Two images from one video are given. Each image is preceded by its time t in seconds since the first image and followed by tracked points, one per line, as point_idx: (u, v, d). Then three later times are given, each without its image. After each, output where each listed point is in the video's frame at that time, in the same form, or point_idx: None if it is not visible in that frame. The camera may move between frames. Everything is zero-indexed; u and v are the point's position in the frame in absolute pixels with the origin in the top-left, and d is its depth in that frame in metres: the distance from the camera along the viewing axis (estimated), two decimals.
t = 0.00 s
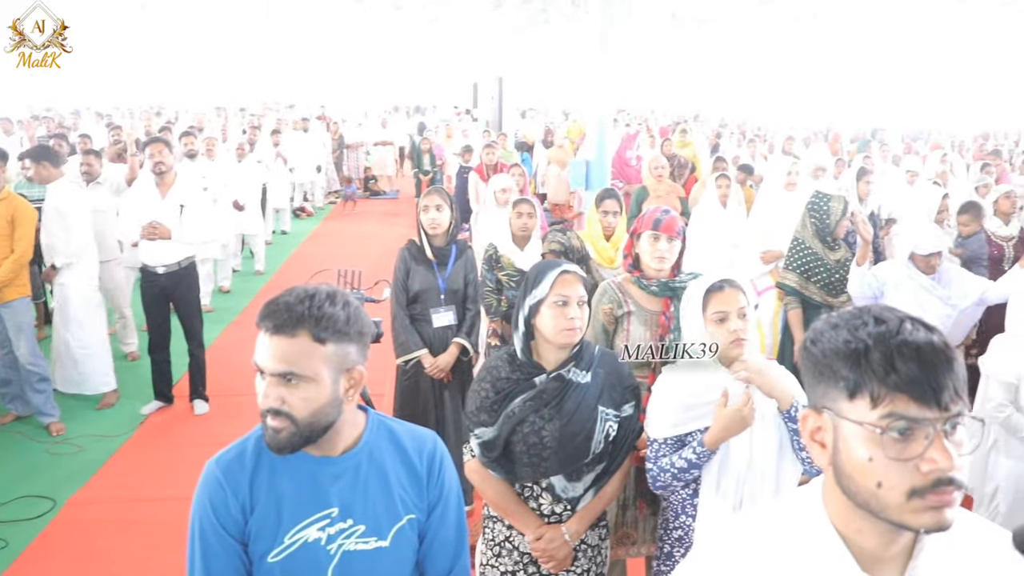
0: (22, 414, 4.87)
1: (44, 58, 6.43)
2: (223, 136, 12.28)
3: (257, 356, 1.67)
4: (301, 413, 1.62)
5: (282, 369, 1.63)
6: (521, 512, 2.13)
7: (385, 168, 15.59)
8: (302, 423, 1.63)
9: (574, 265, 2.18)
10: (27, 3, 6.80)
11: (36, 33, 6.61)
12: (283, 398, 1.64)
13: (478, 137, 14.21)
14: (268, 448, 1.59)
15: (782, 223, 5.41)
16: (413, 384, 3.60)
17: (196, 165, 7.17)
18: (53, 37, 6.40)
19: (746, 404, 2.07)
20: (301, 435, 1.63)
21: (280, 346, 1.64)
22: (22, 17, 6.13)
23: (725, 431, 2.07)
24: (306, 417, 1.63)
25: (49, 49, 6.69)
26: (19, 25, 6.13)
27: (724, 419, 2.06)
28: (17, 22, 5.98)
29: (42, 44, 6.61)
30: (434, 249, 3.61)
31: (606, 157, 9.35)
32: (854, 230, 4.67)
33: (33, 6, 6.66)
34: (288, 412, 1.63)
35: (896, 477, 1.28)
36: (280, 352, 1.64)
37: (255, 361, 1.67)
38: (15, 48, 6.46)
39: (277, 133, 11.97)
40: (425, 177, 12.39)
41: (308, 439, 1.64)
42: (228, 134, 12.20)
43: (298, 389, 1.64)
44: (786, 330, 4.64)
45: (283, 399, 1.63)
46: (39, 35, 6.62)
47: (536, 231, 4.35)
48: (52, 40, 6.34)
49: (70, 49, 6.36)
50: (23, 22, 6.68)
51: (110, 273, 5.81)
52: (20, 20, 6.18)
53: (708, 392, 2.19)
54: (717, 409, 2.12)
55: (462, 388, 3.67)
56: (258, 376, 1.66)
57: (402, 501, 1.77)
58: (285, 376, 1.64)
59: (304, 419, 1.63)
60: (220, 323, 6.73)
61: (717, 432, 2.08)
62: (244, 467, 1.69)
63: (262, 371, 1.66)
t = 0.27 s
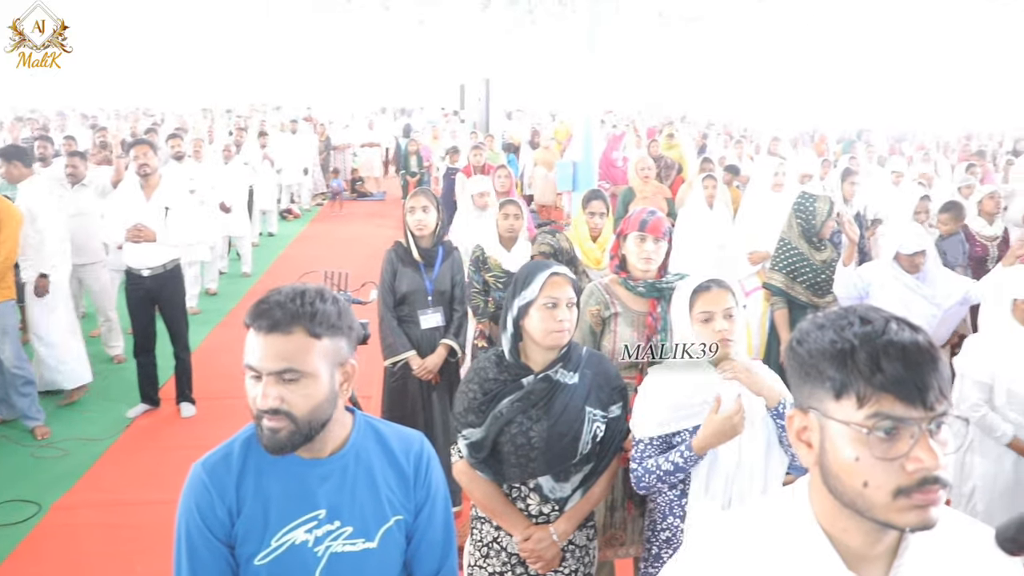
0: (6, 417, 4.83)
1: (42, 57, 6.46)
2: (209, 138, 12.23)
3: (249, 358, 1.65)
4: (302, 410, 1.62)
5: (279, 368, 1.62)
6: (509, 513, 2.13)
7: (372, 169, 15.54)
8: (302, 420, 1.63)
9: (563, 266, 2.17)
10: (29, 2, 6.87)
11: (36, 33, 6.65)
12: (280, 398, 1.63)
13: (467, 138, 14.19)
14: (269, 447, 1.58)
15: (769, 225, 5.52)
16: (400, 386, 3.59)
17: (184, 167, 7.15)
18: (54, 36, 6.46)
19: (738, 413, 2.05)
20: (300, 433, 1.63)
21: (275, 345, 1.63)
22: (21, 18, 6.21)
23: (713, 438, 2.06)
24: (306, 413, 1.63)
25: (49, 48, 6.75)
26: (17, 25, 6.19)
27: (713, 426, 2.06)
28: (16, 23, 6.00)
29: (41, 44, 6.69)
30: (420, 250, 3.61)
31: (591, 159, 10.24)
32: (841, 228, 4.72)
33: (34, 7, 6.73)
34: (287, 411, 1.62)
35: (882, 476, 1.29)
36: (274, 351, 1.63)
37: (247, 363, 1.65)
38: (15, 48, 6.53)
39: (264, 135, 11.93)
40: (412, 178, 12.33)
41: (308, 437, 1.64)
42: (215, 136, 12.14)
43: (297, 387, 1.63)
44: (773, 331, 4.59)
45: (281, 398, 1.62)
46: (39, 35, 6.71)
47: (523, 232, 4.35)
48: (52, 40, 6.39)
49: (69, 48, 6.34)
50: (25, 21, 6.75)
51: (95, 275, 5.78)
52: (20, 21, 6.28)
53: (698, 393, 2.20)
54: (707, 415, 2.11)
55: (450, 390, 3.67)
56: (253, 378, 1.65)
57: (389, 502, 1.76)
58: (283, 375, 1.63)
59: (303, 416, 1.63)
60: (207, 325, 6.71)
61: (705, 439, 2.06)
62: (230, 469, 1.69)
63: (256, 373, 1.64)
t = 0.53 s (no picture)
0: None
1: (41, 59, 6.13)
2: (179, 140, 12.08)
3: (229, 359, 1.64)
4: (288, 409, 1.63)
5: (264, 366, 1.63)
6: (485, 513, 2.13)
7: (344, 170, 15.26)
8: (287, 419, 1.64)
9: (539, 267, 2.18)
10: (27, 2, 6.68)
11: (36, 35, 6.38)
12: (264, 397, 1.63)
13: (441, 138, 14.15)
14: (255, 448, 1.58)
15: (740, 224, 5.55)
16: (373, 389, 3.57)
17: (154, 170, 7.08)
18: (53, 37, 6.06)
19: (723, 420, 2.06)
20: (284, 431, 1.64)
21: (257, 345, 1.63)
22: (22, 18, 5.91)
23: (698, 443, 2.07)
24: (292, 411, 1.64)
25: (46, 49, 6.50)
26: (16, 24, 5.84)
27: (700, 432, 2.06)
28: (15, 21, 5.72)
29: (41, 45, 6.42)
30: (392, 252, 3.60)
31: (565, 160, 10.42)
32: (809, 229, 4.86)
33: (35, 6, 6.52)
34: (273, 409, 1.62)
35: (853, 473, 1.30)
36: (257, 349, 1.63)
37: (228, 365, 1.64)
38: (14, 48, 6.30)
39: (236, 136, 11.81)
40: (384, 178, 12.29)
41: (293, 435, 1.65)
42: (185, 137, 12.00)
43: (282, 385, 1.64)
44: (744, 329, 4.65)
45: (265, 397, 1.63)
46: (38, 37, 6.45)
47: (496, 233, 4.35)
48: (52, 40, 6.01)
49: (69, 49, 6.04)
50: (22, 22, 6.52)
51: (64, 280, 5.69)
52: (20, 21, 5.91)
53: (680, 393, 2.21)
54: (692, 420, 2.12)
55: (424, 391, 3.66)
56: (234, 379, 1.64)
57: (361, 504, 1.76)
58: (268, 373, 1.63)
59: (288, 413, 1.64)
60: (178, 329, 6.65)
61: (690, 444, 2.08)
62: (199, 473, 1.68)
63: (239, 374, 1.64)
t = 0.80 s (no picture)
0: None
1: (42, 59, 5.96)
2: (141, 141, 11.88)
3: (198, 355, 1.65)
4: (261, 401, 1.65)
5: (237, 359, 1.65)
6: (455, 512, 2.12)
7: (308, 172, 14.83)
8: (260, 411, 1.66)
9: (508, 268, 2.17)
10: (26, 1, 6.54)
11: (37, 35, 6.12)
12: (237, 390, 1.64)
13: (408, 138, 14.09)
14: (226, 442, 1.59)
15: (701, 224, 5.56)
16: (339, 390, 3.58)
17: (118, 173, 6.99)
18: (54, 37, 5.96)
19: (694, 422, 2.07)
20: (257, 425, 1.65)
21: (230, 338, 1.65)
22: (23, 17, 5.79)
23: (668, 444, 2.07)
24: (264, 403, 1.66)
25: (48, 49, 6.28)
26: (17, 24, 5.73)
27: (670, 433, 2.07)
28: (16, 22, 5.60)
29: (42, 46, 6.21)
30: (357, 253, 3.58)
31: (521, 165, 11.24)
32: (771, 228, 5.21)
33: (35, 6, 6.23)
34: (246, 402, 1.64)
35: (815, 469, 1.31)
36: (229, 342, 1.65)
37: (198, 361, 1.64)
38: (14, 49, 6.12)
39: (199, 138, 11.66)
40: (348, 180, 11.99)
41: (264, 427, 1.67)
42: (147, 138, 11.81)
43: (255, 378, 1.67)
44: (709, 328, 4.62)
45: (238, 391, 1.64)
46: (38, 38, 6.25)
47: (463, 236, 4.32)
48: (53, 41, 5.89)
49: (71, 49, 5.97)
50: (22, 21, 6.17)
51: (23, 283, 5.63)
52: (20, 21, 5.81)
53: (649, 397, 2.21)
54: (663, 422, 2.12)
55: (390, 394, 3.68)
56: (206, 374, 1.65)
57: (326, 505, 1.75)
58: (241, 365, 1.65)
59: (261, 406, 1.66)
60: (141, 333, 6.57)
61: (660, 445, 2.08)
62: (159, 477, 1.66)
63: (210, 369, 1.64)
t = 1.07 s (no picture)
0: None
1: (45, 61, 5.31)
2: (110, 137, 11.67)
3: (178, 353, 1.63)
4: (241, 399, 1.66)
5: (218, 355, 1.64)
6: (430, 510, 2.13)
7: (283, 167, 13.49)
8: (240, 409, 1.66)
9: (484, 268, 2.17)
10: None
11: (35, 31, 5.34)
12: (218, 388, 1.64)
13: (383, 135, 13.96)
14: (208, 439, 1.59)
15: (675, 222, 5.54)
16: (314, 390, 3.59)
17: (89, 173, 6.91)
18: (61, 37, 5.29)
19: (669, 423, 2.08)
20: (237, 422, 1.66)
21: (210, 335, 1.64)
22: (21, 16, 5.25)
23: (642, 445, 2.09)
24: (245, 401, 1.67)
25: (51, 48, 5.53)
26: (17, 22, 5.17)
27: (644, 434, 2.08)
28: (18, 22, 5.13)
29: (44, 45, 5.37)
30: (332, 253, 3.56)
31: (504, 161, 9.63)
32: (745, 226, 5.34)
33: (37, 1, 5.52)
34: (227, 400, 1.64)
35: (788, 467, 1.32)
36: (210, 339, 1.64)
37: (177, 358, 1.63)
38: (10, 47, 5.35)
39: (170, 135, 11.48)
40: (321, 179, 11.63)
41: (243, 425, 1.67)
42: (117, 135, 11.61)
43: (236, 375, 1.66)
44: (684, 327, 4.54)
45: (219, 389, 1.64)
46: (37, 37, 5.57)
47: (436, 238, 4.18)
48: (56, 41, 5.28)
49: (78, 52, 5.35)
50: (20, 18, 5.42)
51: None
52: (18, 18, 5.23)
53: (624, 395, 2.19)
54: (636, 421, 2.14)
55: (364, 392, 3.70)
56: (185, 371, 1.63)
57: (301, 506, 1.74)
58: (222, 362, 1.65)
59: (242, 403, 1.67)
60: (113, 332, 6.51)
61: (633, 445, 2.09)
62: (133, 479, 1.65)
63: (190, 366, 1.63)
